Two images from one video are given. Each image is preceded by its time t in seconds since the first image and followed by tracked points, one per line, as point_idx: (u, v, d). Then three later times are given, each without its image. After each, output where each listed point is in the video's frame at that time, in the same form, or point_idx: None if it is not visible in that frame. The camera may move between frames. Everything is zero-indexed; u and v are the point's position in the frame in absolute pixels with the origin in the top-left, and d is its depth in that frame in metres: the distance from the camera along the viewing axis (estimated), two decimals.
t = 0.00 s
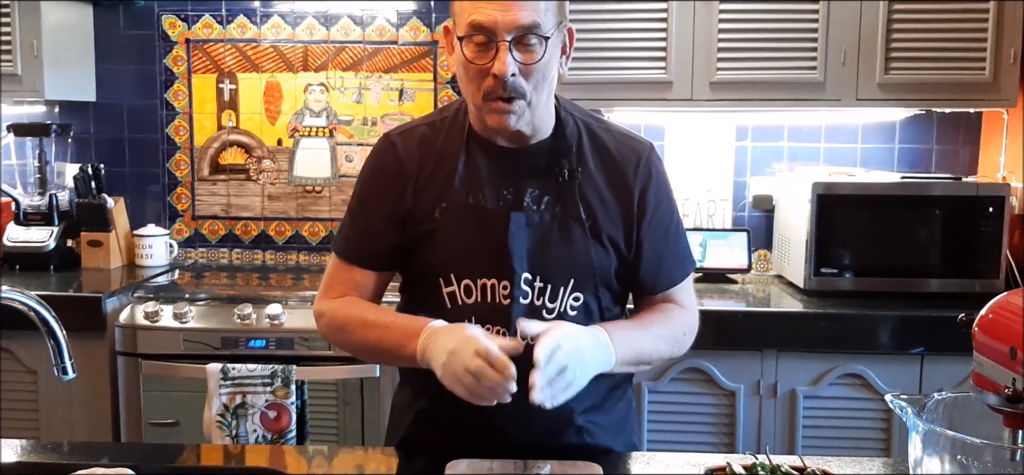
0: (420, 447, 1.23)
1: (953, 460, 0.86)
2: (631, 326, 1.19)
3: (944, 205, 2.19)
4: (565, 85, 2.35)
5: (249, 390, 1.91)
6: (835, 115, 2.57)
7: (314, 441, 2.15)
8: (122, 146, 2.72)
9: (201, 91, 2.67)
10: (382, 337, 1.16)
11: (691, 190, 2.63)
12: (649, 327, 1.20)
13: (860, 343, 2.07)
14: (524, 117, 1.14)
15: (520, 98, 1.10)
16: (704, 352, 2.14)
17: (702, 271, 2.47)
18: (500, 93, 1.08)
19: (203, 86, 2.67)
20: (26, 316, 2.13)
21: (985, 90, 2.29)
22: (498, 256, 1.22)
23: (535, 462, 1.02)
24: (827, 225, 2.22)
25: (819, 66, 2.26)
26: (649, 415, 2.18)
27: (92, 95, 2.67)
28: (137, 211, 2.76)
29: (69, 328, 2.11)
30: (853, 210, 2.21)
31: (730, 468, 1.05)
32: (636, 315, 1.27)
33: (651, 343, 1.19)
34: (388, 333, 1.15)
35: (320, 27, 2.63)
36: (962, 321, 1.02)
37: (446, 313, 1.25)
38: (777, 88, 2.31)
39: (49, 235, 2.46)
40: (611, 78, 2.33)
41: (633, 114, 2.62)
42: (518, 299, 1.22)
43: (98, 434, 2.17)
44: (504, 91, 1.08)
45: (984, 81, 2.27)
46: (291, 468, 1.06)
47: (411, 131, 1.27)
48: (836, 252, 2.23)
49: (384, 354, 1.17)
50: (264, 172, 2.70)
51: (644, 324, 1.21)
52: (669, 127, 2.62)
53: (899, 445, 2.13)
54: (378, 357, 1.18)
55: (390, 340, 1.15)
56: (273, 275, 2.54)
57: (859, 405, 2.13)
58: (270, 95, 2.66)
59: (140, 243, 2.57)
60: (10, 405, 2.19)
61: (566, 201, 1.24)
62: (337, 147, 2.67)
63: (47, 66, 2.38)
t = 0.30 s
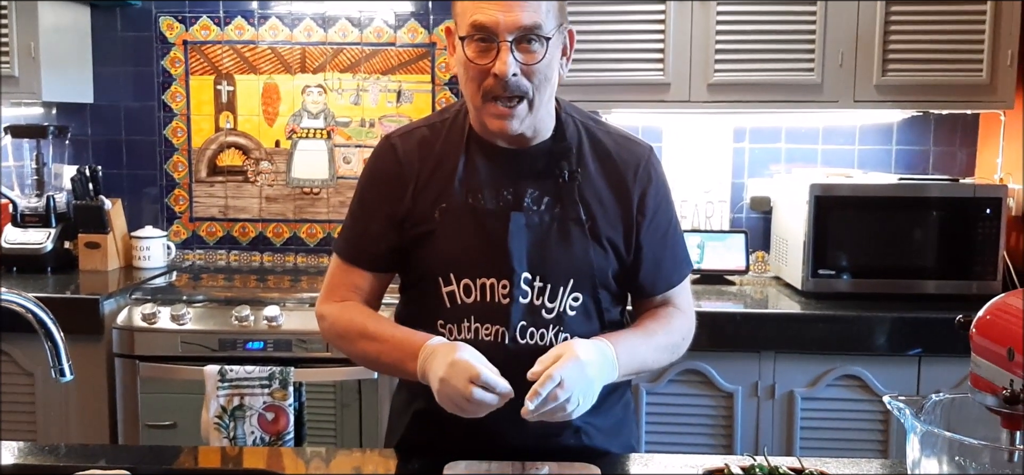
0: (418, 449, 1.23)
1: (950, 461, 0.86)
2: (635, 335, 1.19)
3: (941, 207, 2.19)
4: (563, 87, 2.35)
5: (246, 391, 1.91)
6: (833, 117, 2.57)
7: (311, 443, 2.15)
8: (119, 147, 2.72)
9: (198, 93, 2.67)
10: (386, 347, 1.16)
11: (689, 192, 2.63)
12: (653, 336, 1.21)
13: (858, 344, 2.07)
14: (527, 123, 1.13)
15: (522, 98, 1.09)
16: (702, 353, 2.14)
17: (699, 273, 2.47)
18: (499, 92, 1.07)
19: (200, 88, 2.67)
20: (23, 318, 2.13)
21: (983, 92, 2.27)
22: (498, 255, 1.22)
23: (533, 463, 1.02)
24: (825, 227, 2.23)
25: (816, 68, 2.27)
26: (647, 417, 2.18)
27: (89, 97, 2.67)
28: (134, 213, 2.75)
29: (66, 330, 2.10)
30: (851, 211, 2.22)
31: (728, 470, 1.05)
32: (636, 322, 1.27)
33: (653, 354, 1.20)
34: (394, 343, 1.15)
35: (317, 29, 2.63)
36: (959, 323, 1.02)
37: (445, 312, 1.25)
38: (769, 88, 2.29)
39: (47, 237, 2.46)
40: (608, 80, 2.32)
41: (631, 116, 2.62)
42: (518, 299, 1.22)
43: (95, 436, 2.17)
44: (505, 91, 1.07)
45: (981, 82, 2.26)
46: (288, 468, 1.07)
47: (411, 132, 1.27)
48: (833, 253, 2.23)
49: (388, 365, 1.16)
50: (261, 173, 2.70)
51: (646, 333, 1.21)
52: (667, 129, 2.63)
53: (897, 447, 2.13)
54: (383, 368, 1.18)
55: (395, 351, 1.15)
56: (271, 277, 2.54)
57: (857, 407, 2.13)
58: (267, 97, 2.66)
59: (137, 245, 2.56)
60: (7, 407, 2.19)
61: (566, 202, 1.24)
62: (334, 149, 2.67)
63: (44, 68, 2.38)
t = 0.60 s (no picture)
0: (418, 450, 1.23)
1: (950, 461, 0.86)
2: (627, 336, 1.19)
3: (941, 207, 2.19)
4: (562, 87, 2.34)
5: (246, 392, 1.89)
6: (832, 117, 2.58)
7: (310, 443, 2.14)
8: (118, 148, 2.72)
9: (197, 94, 2.67)
10: (391, 348, 1.15)
11: (689, 193, 2.64)
12: (645, 337, 1.20)
13: (857, 345, 2.07)
14: (525, 116, 1.12)
15: (521, 95, 1.09)
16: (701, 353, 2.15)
17: (699, 273, 2.47)
18: (498, 90, 1.07)
19: (199, 89, 2.67)
20: (22, 318, 2.12)
21: (983, 92, 2.27)
22: (498, 251, 1.22)
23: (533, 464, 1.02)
24: (824, 227, 2.23)
25: (815, 68, 2.27)
26: (646, 418, 2.18)
27: (88, 98, 2.67)
28: (133, 214, 2.75)
29: (65, 331, 2.10)
30: (850, 212, 2.22)
31: (728, 470, 1.05)
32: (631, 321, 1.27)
33: (644, 355, 1.20)
34: (398, 344, 1.15)
35: (316, 29, 2.63)
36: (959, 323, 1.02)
37: (445, 308, 1.24)
38: (769, 89, 2.29)
39: (46, 238, 2.46)
40: (609, 81, 2.32)
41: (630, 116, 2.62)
42: (517, 293, 1.22)
43: (94, 436, 2.17)
44: (504, 89, 1.07)
45: (981, 83, 2.26)
46: (287, 468, 1.06)
47: (412, 132, 1.27)
48: (832, 254, 2.23)
49: (395, 366, 1.16)
50: (260, 174, 2.70)
51: (638, 334, 1.20)
52: (666, 129, 2.63)
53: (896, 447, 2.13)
54: (390, 369, 1.17)
55: (400, 351, 1.15)
56: (270, 277, 2.53)
57: (856, 407, 2.13)
58: (266, 97, 2.66)
59: (136, 246, 2.56)
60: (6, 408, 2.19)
61: (564, 198, 1.24)
62: (334, 150, 2.67)
63: (43, 68, 2.38)
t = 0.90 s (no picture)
0: (418, 448, 1.23)
1: (950, 460, 0.86)
2: (619, 333, 1.17)
3: (940, 206, 2.19)
4: (562, 87, 2.34)
5: (246, 393, 1.89)
6: (831, 117, 2.58)
7: (310, 443, 2.14)
8: (118, 148, 2.72)
9: (197, 93, 2.67)
10: (397, 346, 1.15)
11: (689, 192, 2.64)
12: (638, 334, 1.19)
13: (857, 344, 2.07)
14: (523, 109, 1.11)
15: (519, 88, 1.08)
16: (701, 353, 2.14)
17: (699, 273, 2.47)
18: (496, 82, 1.07)
19: (199, 89, 2.66)
20: (22, 318, 2.12)
21: (983, 91, 2.27)
22: (497, 245, 1.22)
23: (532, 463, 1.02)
24: (824, 226, 2.23)
25: (815, 67, 2.27)
26: (646, 418, 2.18)
27: (88, 98, 2.67)
28: (133, 214, 2.75)
29: (65, 331, 2.10)
30: (850, 211, 2.22)
31: (728, 468, 1.05)
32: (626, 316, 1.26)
33: (636, 352, 1.18)
34: (402, 342, 1.14)
35: (316, 29, 2.63)
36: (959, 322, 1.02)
37: (445, 302, 1.24)
38: (770, 89, 2.29)
39: (45, 238, 2.46)
40: (609, 81, 2.32)
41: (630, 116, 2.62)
42: (516, 286, 1.22)
43: (93, 436, 2.16)
44: (502, 81, 1.07)
45: (981, 82, 2.26)
46: (287, 468, 1.06)
47: (412, 130, 1.27)
48: (832, 254, 2.23)
49: (398, 365, 1.15)
50: (260, 174, 2.70)
51: (630, 330, 1.19)
52: (666, 129, 2.63)
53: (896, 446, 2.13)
54: (395, 367, 1.17)
55: (405, 348, 1.14)
56: (270, 277, 2.53)
57: (856, 406, 2.13)
58: (266, 97, 2.66)
59: (136, 246, 2.56)
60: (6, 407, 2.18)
61: (562, 193, 1.24)
62: (334, 149, 2.67)
63: (43, 68, 2.38)
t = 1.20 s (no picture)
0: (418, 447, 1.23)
1: (950, 459, 0.86)
2: (614, 329, 1.15)
3: (940, 205, 2.19)
4: (562, 86, 2.34)
5: (246, 392, 1.89)
6: (830, 116, 2.58)
7: (310, 443, 2.14)
8: (118, 148, 2.72)
9: (196, 93, 2.67)
10: (396, 337, 1.14)
11: (688, 192, 2.64)
12: (633, 329, 1.17)
13: (857, 343, 2.07)
14: (510, 121, 1.12)
15: (501, 100, 1.08)
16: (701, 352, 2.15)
17: (699, 272, 2.47)
18: (477, 96, 1.07)
19: (199, 89, 2.66)
20: (22, 318, 2.12)
21: (983, 90, 2.27)
22: (493, 241, 1.22)
23: (532, 463, 1.02)
24: (823, 226, 2.23)
25: (814, 67, 2.27)
26: (646, 417, 2.18)
27: (87, 98, 2.67)
28: (132, 214, 2.75)
29: (65, 331, 2.10)
30: (850, 211, 2.22)
31: (728, 468, 1.05)
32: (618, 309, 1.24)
33: (629, 347, 1.16)
34: (401, 332, 1.14)
35: (315, 29, 2.63)
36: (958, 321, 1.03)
37: (443, 298, 1.25)
38: (770, 89, 2.29)
39: (45, 238, 2.46)
40: (609, 81, 2.32)
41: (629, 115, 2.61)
42: (512, 282, 1.22)
43: (93, 436, 2.16)
44: (482, 94, 1.07)
45: (981, 82, 2.26)
46: (287, 468, 1.06)
47: (410, 131, 1.27)
48: (833, 253, 2.23)
49: (399, 355, 1.15)
50: (259, 174, 2.70)
51: (625, 325, 1.17)
52: (665, 128, 2.63)
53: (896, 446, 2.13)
54: (395, 357, 1.16)
55: (406, 339, 1.13)
56: (270, 277, 2.53)
57: (855, 405, 2.13)
58: (265, 96, 2.66)
59: (135, 246, 2.56)
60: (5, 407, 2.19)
61: (557, 189, 1.23)
62: (333, 149, 2.67)
63: (42, 69, 2.38)
